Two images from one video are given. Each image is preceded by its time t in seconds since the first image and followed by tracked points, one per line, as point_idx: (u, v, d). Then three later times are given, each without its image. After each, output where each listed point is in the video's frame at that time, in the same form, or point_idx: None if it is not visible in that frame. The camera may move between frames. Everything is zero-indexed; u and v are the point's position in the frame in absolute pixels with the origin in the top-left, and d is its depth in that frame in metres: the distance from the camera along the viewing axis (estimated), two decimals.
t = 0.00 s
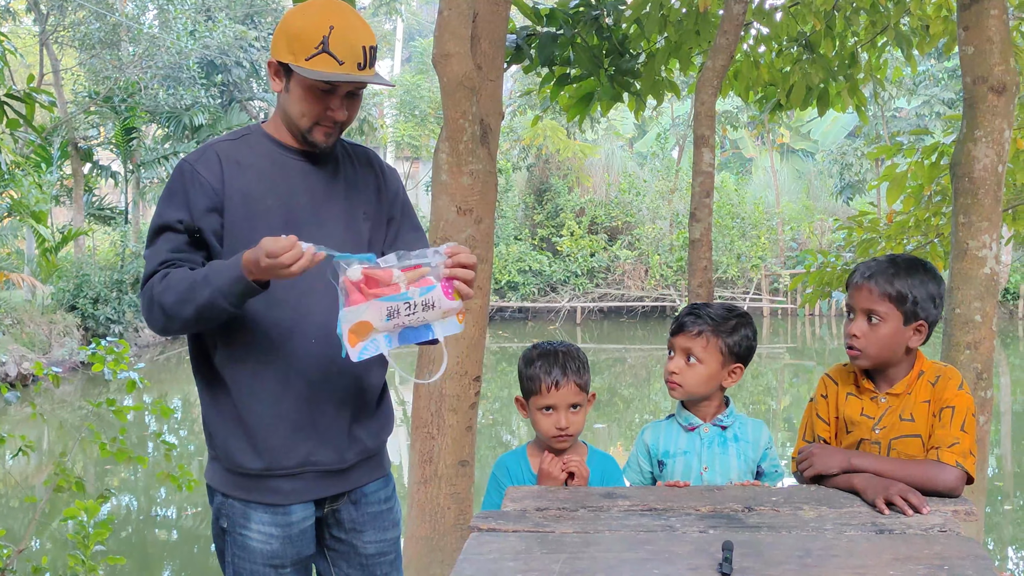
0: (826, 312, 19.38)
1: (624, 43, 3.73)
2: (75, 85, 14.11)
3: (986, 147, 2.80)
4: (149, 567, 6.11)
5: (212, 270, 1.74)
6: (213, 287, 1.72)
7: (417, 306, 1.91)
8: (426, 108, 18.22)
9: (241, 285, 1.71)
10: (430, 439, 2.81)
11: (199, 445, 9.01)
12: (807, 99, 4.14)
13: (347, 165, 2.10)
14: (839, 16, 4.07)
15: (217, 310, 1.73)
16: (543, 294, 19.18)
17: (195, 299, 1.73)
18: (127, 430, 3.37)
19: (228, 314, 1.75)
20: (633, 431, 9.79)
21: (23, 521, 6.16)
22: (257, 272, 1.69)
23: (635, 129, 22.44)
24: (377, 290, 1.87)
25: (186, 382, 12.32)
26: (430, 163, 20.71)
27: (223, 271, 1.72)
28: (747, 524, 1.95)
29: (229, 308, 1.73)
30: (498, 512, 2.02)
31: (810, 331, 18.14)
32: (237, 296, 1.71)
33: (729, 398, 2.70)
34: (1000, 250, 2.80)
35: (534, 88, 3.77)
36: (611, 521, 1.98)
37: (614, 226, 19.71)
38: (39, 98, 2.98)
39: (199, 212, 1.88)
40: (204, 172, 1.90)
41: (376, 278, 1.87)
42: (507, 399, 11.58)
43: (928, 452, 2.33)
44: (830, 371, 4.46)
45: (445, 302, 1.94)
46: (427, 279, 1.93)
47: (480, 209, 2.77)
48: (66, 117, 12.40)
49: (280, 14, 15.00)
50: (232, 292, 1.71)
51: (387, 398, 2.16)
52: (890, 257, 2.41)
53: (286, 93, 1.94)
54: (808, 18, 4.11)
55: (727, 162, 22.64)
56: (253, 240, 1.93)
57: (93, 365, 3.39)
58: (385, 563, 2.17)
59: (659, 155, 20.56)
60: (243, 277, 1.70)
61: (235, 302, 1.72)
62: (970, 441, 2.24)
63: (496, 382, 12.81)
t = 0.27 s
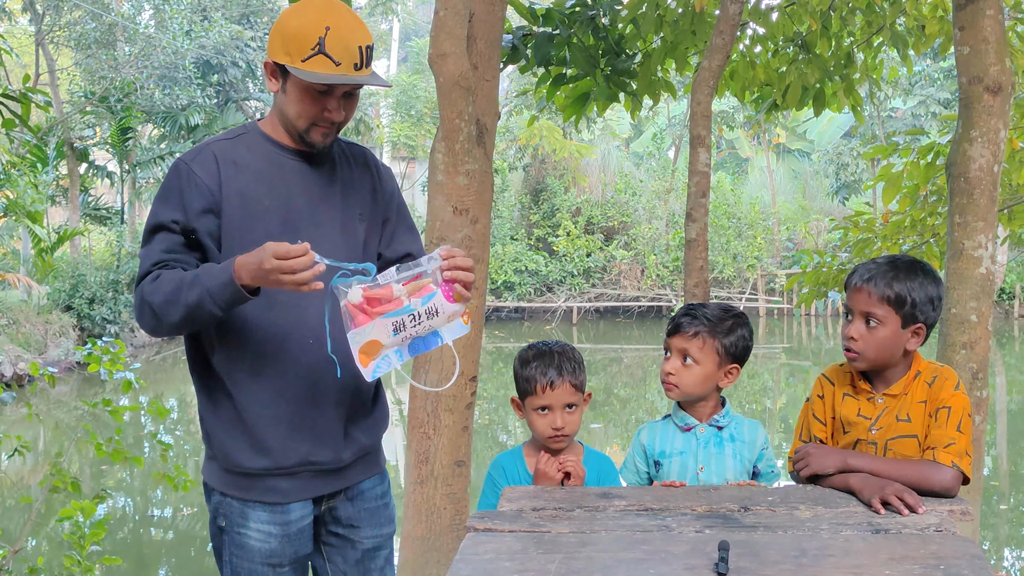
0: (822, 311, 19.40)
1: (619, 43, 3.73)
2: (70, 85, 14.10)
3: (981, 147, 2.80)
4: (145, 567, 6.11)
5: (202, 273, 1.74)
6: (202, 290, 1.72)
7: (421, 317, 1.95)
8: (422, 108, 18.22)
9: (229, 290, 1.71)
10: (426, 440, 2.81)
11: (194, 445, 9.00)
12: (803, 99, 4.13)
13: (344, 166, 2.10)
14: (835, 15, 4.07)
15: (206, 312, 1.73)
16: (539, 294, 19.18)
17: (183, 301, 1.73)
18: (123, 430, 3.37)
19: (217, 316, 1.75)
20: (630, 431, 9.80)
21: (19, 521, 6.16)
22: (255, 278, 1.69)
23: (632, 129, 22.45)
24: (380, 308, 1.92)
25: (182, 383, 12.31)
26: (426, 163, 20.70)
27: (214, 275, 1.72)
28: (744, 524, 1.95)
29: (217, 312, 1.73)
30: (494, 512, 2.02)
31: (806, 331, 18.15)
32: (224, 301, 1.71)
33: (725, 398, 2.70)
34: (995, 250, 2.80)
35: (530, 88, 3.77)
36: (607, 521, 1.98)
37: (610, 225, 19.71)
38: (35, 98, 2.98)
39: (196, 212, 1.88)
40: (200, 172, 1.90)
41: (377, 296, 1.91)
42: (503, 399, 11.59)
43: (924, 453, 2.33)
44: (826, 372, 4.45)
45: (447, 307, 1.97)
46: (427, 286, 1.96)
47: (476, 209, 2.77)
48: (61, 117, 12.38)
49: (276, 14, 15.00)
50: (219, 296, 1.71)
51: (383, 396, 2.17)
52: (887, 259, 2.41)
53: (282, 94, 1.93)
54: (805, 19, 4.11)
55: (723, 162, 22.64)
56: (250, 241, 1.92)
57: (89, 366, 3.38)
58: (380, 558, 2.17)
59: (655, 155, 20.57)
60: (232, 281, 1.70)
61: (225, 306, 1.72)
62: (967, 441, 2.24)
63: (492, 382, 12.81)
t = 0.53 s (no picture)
0: (819, 311, 19.41)
1: (616, 42, 3.73)
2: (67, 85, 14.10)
3: (979, 148, 2.80)
4: (142, 567, 6.12)
5: (215, 279, 1.75)
6: (216, 296, 1.72)
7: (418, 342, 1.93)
8: (419, 108, 18.21)
9: (247, 298, 1.71)
10: (423, 440, 2.81)
11: (192, 445, 9.00)
12: (800, 99, 4.14)
13: (340, 167, 2.11)
14: (832, 15, 4.09)
15: (219, 318, 1.73)
16: (536, 294, 19.19)
17: (196, 307, 1.74)
18: (120, 431, 3.36)
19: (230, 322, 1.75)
20: (627, 431, 9.80)
21: (16, 521, 6.16)
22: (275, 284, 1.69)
23: (629, 129, 22.46)
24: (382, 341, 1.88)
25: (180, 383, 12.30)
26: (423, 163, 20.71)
27: (229, 281, 1.72)
28: (741, 524, 1.95)
29: (231, 317, 1.73)
30: (492, 512, 2.02)
31: (803, 331, 18.16)
32: (239, 307, 1.72)
33: (723, 398, 2.70)
34: (992, 250, 2.81)
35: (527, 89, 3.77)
36: (605, 521, 1.98)
37: (608, 225, 19.71)
38: (31, 98, 2.97)
39: (197, 216, 1.88)
40: (200, 176, 1.90)
41: (376, 329, 1.87)
42: (501, 399, 11.59)
43: (921, 453, 2.33)
44: (823, 372, 4.45)
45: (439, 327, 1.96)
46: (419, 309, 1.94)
47: (474, 209, 2.77)
48: (59, 116, 12.37)
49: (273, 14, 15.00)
50: (233, 302, 1.72)
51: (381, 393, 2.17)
52: (885, 261, 2.40)
53: (279, 98, 1.93)
54: (802, 19, 4.12)
55: (720, 162, 22.65)
56: (251, 243, 1.92)
57: (86, 365, 3.38)
58: (374, 551, 2.19)
59: (652, 155, 20.58)
60: (248, 287, 1.71)
61: (239, 313, 1.73)
62: (963, 442, 2.24)
63: (489, 382, 12.82)
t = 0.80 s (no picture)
0: (818, 311, 19.42)
1: (615, 42, 3.72)
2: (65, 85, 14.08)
3: (976, 147, 2.80)
4: (140, 567, 6.11)
5: (231, 265, 1.75)
6: (235, 281, 1.72)
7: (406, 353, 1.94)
8: (417, 108, 18.20)
9: (269, 277, 1.72)
10: (422, 440, 2.81)
11: (190, 445, 9.01)
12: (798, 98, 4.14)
13: (337, 166, 2.12)
14: (830, 15, 4.11)
15: (236, 304, 1.73)
16: (534, 294, 19.19)
17: (211, 294, 1.73)
18: (118, 431, 3.36)
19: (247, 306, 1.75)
20: (626, 431, 9.80)
21: (14, 521, 6.16)
22: (305, 265, 1.72)
23: (627, 129, 22.45)
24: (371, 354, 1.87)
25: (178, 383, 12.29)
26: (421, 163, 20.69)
27: (246, 266, 1.73)
28: (739, 524, 1.95)
29: (250, 301, 1.74)
30: (491, 512, 2.02)
31: (802, 331, 18.16)
32: (261, 288, 1.72)
33: (725, 399, 2.69)
34: (990, 250, 2.81)
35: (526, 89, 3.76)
36: (603, 520, 1.98)
37: (606, 225, 19.71)
38: (29, 98, 2.97)
39: (200, 215, 1.87)
40: (202, 176, 1.89)
41: (366, 342, 1.87)
42: (498, 399, 11.58)
43: (919, 452, 2.33)
44: (821, 372, 4.45)
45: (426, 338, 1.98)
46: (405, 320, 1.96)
47: (472, 209, 2.77)
48: (57, 116, 12.37)
49: (271, 14, 15.00)
50: (255, 284, 1.72)
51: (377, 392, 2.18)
52: (880, 261, 2.40)
53: (276, 102, 1.92)
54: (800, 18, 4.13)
55: (718, 162, 22.66)
56: (254, 243, 1.92)
57: (84, 365, 3.38)
58: (367, 546, 2.21)
59: (650, 155, 20.58)
60: (272, 266, 1.72)
61: (257, 297, 1.73)
62: (961, 441, 2.24)
63: (487, 382, 12.82)
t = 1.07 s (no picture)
0: (816, 311, 19.44)
1: (613, 43, 3.73)
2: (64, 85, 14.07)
3: (975, 147, 2.80)
4: (139, 567, 6.11)
5: (242, 281, 1.75)
6: (246, 298, 1.73)
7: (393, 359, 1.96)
8: (416, 108, 18.20)
9: (281, 308, 1.74)
10: (421, 440, 2.81)
11: (188, 445, 9.00)
12: (797, 99, 4.15)
13: (338, 168, 2.12)
14: (829, 15, 4.12)
15: (240, 321, 1.73)
16: (533, 294, 19.19)
17: (218, 304, 1.72)
18: (116, 431, 3.36)
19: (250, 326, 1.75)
20: (624, 431, 9.80)
21: (12, 522, 6.16)
22: (314, 311, 1.75)
23: (626, 129, 22.45)
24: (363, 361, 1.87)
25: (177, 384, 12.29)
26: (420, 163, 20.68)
27: (259, 288, 1.74)
28: (738, 524, 1.95)
29: (255, 323, 1.74)
30: (489, 512, 2.02)
31: (801, 331, 18.16)
32: (269, 316, 1.74)
33: (724, 400, 2.69)
34: (988, 250, 2.82)
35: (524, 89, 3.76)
36: (601, 521, 1.97)
37: (605, 225, 19.71)
38: (28, 98, 2.97)
39: (203, 212, 1.86)
40: (205, 172, 1.88)
41: (362, 346, 1.85)
42: (497, 399, 11.59)
43: (918, 452, 2.33)
44: (819, 372, 4.45)
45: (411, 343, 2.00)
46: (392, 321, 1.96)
47: (471, 209, 2.78)
48: (55, 117, 12.35)
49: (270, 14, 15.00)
50: (264, 310, 1.73)
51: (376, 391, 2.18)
52: (878, 262, 2.41)
53: (278, 104, 1.92)
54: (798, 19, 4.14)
55: (717, 162, 22.66)
56: (254, 242, 1.93)
57: (82, 366, 3.38)
58: (365, 545, 2.21)
59: (648, 155, 20.59)
60: (285, 301, 1.74)
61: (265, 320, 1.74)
62: (961, 441, 2.24)
63: (486, 382, 12.82)
